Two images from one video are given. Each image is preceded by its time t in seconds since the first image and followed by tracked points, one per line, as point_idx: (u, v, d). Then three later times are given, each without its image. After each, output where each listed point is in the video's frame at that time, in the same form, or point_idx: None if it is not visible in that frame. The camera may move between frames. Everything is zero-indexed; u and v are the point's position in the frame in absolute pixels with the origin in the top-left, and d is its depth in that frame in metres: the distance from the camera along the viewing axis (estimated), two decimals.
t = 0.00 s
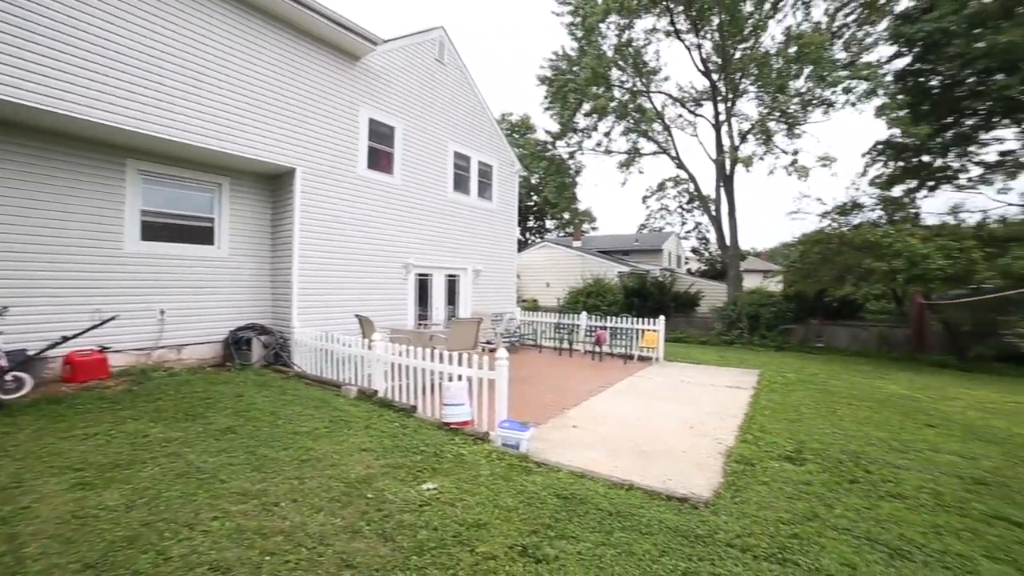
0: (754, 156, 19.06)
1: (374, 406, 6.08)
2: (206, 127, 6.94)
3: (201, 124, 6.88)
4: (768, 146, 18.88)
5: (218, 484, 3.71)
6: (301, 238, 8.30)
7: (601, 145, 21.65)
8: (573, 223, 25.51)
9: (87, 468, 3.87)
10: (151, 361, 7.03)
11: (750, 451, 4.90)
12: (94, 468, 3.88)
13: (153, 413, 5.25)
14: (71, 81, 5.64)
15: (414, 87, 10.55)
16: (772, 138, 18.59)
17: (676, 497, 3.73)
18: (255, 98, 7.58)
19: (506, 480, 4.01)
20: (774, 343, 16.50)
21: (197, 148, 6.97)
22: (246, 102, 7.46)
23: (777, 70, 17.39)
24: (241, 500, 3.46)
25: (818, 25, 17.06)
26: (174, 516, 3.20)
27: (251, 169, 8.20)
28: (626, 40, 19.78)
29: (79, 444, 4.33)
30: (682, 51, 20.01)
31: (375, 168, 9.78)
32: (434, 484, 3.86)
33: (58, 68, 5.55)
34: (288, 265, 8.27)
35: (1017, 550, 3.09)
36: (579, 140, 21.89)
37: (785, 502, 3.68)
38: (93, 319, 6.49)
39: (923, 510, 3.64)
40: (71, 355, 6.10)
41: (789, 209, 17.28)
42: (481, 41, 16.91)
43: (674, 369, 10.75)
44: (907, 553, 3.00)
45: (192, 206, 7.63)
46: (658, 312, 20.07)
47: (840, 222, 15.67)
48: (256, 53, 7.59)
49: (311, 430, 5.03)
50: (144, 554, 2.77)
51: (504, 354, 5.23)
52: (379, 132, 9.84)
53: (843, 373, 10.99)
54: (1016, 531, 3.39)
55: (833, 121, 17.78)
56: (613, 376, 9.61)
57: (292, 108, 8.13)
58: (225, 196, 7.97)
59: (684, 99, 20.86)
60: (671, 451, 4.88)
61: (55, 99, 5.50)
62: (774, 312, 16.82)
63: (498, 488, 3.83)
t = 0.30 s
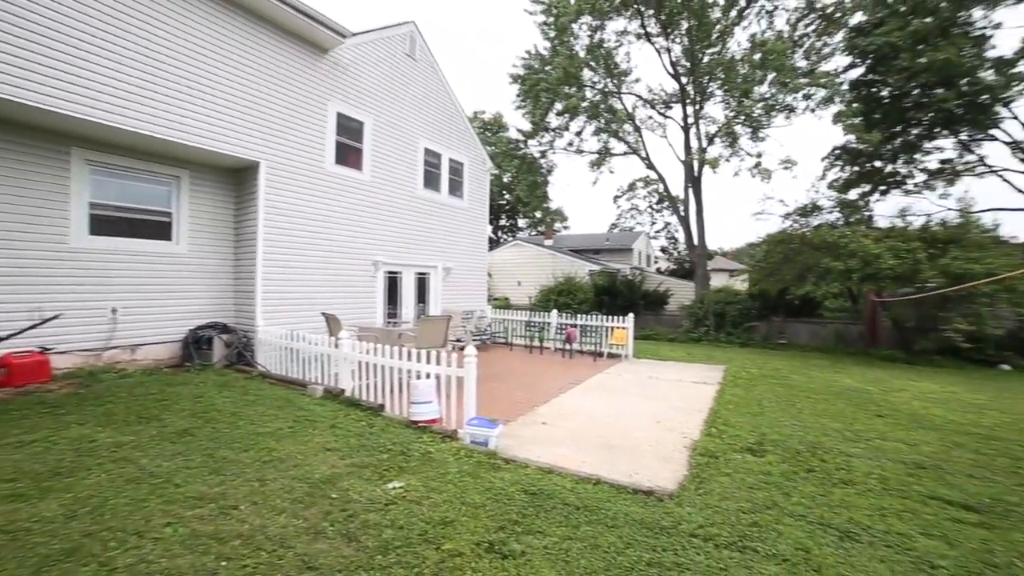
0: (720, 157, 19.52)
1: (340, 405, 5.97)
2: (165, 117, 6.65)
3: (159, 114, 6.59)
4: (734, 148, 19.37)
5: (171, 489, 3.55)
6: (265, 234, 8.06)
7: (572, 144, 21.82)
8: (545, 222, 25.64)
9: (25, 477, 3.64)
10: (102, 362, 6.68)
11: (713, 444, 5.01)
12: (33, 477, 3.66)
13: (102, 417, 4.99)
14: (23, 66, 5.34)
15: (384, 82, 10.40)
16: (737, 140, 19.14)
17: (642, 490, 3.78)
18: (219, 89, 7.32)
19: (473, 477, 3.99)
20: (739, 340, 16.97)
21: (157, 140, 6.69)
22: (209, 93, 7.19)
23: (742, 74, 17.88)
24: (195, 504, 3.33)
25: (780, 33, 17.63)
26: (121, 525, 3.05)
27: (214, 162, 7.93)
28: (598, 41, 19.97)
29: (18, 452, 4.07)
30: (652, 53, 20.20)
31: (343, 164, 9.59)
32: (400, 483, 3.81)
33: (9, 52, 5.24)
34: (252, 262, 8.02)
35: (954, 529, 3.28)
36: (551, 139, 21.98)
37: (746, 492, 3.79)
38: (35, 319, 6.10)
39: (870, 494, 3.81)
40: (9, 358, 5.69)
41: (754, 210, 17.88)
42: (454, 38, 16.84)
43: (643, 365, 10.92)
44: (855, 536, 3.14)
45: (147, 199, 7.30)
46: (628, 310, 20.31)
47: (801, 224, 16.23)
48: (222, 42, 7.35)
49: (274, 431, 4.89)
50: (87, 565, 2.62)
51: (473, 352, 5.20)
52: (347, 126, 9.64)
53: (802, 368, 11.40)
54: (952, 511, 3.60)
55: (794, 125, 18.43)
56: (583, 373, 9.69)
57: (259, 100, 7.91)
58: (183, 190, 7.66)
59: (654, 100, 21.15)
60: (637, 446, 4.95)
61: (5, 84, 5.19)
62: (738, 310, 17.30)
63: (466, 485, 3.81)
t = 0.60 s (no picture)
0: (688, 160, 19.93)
1: (306, 405, 5.83)
2: (122, 107, 6.35)
3: (116, 104, 6.29)
4: (701, 151, 19.79)
5: (119, 497, 3.38)
6: (228, 231, 7.80)
7: (544, 144, 21.92)
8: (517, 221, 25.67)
9: None
10: (45, 365, 6.30)
11: (679, 439, 5.11)
12: None
13: (45, 422, 4.72)
14: None
15: (353, 77, 10.21)
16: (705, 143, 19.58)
17: (610, 486, 3.81)
18: (180, 78, 7.03)
19: (441, 476, 3.95)
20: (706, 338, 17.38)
21: (114, 131, 6.39)
22: (169, 82, 6.90)
23: (711, 79, 18.28)
24: (145, 512, 3.18)
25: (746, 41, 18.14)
26: (60, 537, 2.86)
27: (174, 155, 7.64)
28: (571, 42, 20.11)
29: None
30: (622, 55, 20.26)
31: (310, 159, 9.37)
32: (365, 483, 3.74)
33: None
34: (214, 259, 7.76)
35: (899, 513, 3.45)
36: (523, 138, 22.00)
37: (710, 485, 3.87)
38: None
39: (825, 483, 3.96)
40: None
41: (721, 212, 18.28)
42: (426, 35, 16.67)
43: (612, 364, 11.06)
44: (810, 523, 3.25)
45: (99, 193, 6.96)
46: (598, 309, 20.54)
47: (766, 226, 16.67)
48: (185, 31, 7.08)
49: (235, 432, 4.73)
50: None
51: (442, 350, 5.16)
52: (315, 121, 9.42)
53: (765, 365, 11.75)
54: (898, 496, 3.79)
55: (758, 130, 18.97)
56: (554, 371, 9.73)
57: (224, 92, 7.66)
58: (138, 184, 7.34)
59: (625, 103, 21.34)
60: (606, 443, 5.00)
61: None
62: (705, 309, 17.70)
63: (433, 484, 3.77)
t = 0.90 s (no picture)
0: (658, 162, 20.28)
1: (269, 407, 5.67)
2: (75, 96, 6.03)
3: (68, 93, 5.96)
4: (671, 154, 20.15)
5: (59, 508, 3.19)
6: (187, 228, 7.51)
7: (517, 144, 21.93)
8: (490, 221, 25.62)
9: None
10: None
11: (646, 436, 5.19)
12: None
13: None
14: None
15: (321, 72, 9.99)
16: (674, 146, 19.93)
17: (577, 483, 3.84)
18: (137, 67, 6.72)
19: (408, 476, 3.90)
20: (674, 337, 17.72)
21: (64, 121, 6.06)
22: (125, 71, 6.59)
23: (680, 83, 18.63)
24: (88, 524, 3.00)
25: (714, 48, 18.62)
26: None
27: (129, 147, 7.30)
28: (544, 43, 20.21)
29: None
30: (596, 59, 20.67)
31: (275, 155, 9.12)
32: (329, 485, 3.66)
33: None
34: (172, 257, 7.47)
35: (851, 501, 3.60)
36: (495, 138, 21.96)
37: (674, 480, 3.94)
38: None
39: (783, 475, 4.10)
40: None
41: (689, 213, 18.65)
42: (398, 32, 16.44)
43: (583, 363, 11.15)
44: (768, 514, 3.35)
45: (43, 185, 6.56)
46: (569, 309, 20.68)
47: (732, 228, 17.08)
48: (143, 18, 6.77)
49: (191, 437, 4.55)
50: None
51: (409, 349, 5.10)
52: (281, 116, 9.16)
53: (730, 362, 12.07)
54: (850, 485, 3.94)
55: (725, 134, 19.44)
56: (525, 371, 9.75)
57: (184, 83, 7.36)
58: (87, 177, 6.95)
59: (597, 105, 21.52)
60: (574, 441, 5.03)
61: None
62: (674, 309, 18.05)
63: (399, 485, 3.72)
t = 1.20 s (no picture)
0: (628, 164, 20.54)
1: (227, 410, 5.48)
2: (17, 81, 5.68)
3: (10, 77, 5.61)
4: (640, 156, 20.46)
5: None
6: (140, 223, 7.18)
7: (488, 143, 21.85)
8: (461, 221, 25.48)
9: None
10: None
11: (612, 433, 5.24)
12: None
13: None
14: None
15: (287, 64, 9.72)
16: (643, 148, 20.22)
17: (543, 481, 3.85)
18: (88, 53, 6.38)
19: (372, 477, 3.83)
20: (642, 336, 18.00)
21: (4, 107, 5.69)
22: (74, 56, 6.24)
23: (650, 87, 18.92)
24: (20, 538, 2.81)
25: (682, 53, 19.00)
26: None
27: (76, 137, 6.92)
28: (516, 43, 20.26)
29: None
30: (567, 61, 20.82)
31: (237, 149, 8.81)
32: (289, 489, 3.55)
33: None
34: (123, 254, 7.13)
35: (805, 491, 3.74)
36: (467, 137, 21.82)
37: (638, 476, 4.00)
38: None
39: (743, 468, 4.21)
40: None
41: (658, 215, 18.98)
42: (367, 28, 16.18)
43: (552, 362, 11.22)
44: (728, 506, 3.43)
45: None
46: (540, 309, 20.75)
47: (699, 229, 17.43)
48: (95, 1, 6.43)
49: (139, 443, 4.33)
50: None
51: (375, 349, 5.00)
52: (243, 108, 8.87)
53: (695, 361, 12.34)
54: (805, 476, 4.08)
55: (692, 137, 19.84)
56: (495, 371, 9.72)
57: (139, 71, 7.03)
58: (26, 166, 6.53)
59: (568, 106, 21.64)
60: (542, 439, 5.04)
61: None
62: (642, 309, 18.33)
63: (362, 487, 3.64)
